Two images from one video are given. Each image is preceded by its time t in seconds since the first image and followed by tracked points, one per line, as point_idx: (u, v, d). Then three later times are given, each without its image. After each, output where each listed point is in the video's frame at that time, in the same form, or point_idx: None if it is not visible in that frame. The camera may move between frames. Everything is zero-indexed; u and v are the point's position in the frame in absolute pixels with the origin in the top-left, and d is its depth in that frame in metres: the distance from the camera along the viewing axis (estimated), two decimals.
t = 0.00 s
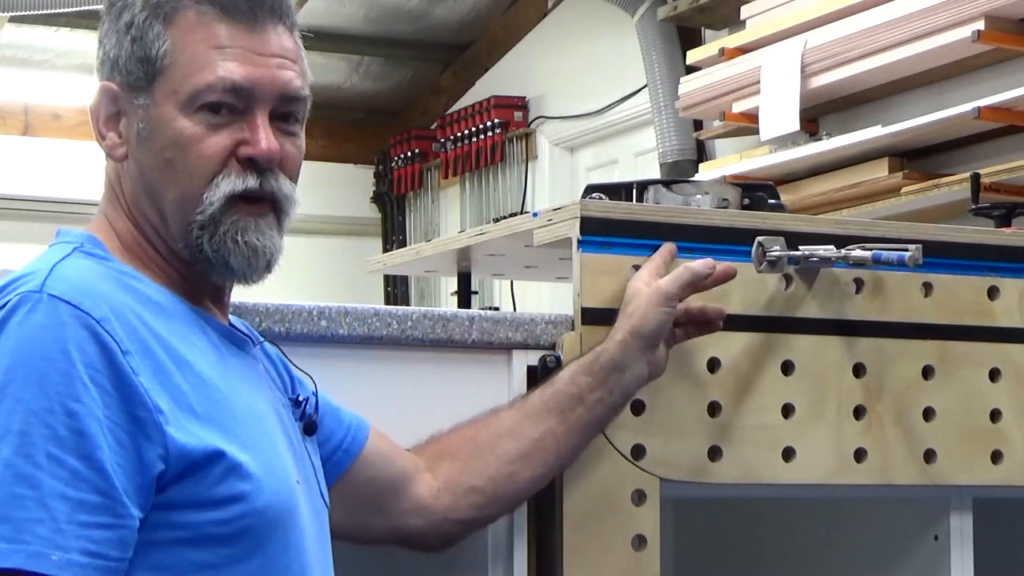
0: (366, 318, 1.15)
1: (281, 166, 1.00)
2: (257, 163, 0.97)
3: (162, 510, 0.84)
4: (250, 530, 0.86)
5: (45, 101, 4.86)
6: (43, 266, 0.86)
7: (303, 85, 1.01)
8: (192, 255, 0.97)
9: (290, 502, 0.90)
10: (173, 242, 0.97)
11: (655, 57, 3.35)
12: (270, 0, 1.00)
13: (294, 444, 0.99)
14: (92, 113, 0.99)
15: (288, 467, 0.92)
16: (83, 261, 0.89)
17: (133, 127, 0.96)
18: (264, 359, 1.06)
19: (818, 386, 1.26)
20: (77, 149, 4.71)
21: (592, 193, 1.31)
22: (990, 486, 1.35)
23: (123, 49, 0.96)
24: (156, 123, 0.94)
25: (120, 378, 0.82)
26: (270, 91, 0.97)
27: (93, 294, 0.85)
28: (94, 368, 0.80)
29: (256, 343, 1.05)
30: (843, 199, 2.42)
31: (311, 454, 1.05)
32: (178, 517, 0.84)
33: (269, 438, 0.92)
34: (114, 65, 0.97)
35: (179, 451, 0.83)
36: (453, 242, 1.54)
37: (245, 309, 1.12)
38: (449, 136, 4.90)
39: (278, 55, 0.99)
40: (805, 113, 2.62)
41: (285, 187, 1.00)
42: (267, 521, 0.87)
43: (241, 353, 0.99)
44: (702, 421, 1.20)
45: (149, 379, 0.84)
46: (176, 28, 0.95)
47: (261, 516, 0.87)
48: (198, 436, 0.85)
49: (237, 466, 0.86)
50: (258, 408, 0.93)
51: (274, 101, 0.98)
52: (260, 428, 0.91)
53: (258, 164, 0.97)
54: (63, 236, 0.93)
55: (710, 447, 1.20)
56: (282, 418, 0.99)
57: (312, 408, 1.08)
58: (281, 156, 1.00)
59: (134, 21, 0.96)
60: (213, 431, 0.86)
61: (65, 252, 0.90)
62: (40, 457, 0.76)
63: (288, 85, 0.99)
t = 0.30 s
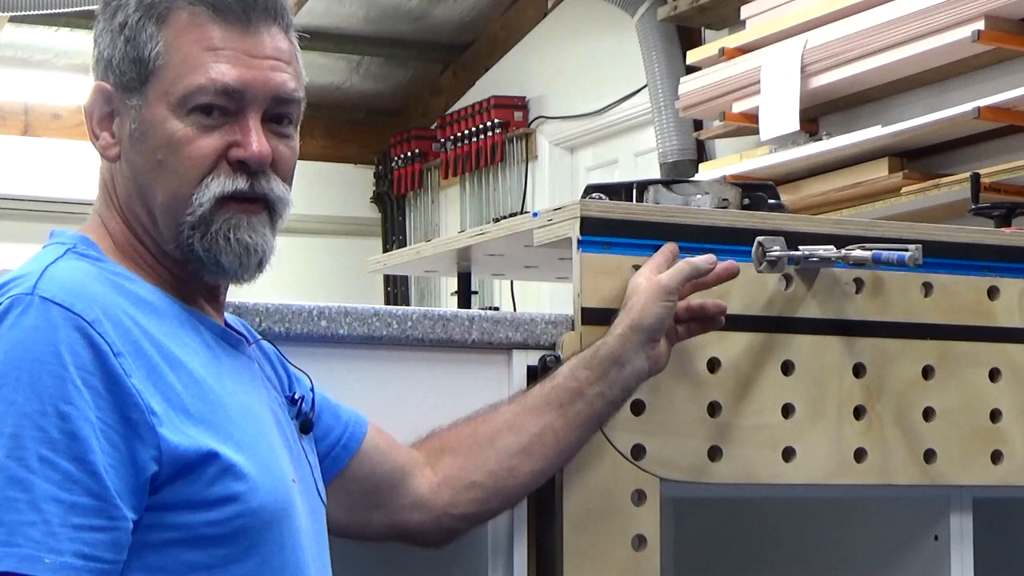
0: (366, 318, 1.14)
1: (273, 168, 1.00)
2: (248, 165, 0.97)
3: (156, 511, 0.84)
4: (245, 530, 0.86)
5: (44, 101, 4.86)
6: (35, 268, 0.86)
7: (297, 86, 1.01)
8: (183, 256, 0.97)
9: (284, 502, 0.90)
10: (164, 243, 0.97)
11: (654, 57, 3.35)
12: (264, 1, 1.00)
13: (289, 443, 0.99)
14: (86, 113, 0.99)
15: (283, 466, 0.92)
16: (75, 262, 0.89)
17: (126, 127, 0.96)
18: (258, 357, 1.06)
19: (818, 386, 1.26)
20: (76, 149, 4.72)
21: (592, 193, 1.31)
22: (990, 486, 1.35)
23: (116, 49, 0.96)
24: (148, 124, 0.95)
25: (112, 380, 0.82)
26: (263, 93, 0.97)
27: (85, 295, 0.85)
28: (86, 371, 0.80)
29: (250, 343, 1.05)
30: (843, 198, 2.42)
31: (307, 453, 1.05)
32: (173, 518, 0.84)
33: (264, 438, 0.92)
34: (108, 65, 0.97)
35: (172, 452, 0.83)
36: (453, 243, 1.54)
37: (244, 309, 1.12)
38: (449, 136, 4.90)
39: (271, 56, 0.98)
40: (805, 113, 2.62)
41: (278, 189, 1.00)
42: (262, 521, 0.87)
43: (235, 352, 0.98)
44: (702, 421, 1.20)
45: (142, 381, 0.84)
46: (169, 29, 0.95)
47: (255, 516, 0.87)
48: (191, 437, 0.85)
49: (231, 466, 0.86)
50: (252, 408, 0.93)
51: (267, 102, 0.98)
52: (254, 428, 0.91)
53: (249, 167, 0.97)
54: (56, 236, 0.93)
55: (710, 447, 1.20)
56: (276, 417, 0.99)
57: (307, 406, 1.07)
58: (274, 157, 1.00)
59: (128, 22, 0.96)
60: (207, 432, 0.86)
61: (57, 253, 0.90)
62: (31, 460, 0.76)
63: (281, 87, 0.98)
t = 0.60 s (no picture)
0: (366, 318, 1.15)
1: (272, 169, 1.00)
2: (247, 166, 0.97)
3: (156, 512, 0.84)
4: (245, 531, 0.86)
5: (44, 101, 4.86)
6: (35, 268, 0.86)
7: (297, 88, 1.01)
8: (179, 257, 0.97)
9: (283, 503, 0.89)
10: (162, 243, 0.97)
11: (654, 57, 3.35)
12: (265, 2, 1.00)
13: (289, 444, 0.99)
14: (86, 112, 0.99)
15: (282, 467, 0.92)
16: (74, 262, 0.89)
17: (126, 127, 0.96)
18: (259, 358, 1.06)
19: (818, 386, 1.26)
20: (76, 149, 4.72)
21: (593, 193, 1.31)
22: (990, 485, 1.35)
23: (117, 49, 0.96)
24: (147, 124, 0.95)
25: (112, 381, 0.82)
26: (263, 93, 0.97)
27: (85, 296, 0.85)
28: (86, 372, 0.80)
29: (249, 344, 1.04)
30: (843, 198, 2.42)
31: (306, 453, 1.05)
32: (172, 519, 0.84)
33: (263, 439, 0.92)
34: (108, 64, 0.97)
35: (172, 454, 0.83)
36: (453, 243, 1.54)
37: (244, 309, 1.12)
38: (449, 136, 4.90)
39: (271, 58, 0.98)
40: (805, 113, 2.62)
41: (276, 191, 1.00)
42: (261, 522, 0.87)
43: (234, 353, 0.98)
44: (702, 420, 1.20)
45: (142, 382, 0.84)
46: (168, 29, 0.95)
47: (254, 517, 0.86)
48: (191, 438, 0.85)
49: (230, 467, 0.86)
50: (251, 409, 0.93)
51: (267, 103, 0.98)
52: (253, 430, 0.91)
53: (247, 168, 0.97)
54: (55, 236, 0.93)
55: (710, 447, 1.20)
56: (276, 418, 0.99)
57: (306, 406, 1.07)
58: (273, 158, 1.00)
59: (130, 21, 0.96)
60: (207, 433, 0.86)
61: (56, 253, 0.90)
62: (31, 461, 0.76)
63: (281, 88, 0.98)
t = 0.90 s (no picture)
0: (366, 318, 1.15)
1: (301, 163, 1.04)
2: (288, 155, 1.00)
3: (158, 514, 0.84)
4: (246, 532, 0.86)
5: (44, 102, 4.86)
6: (33, 271, 0.86)
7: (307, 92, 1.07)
8: (219, 241, 0.98)
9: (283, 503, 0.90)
10: (195, 229, 0.97)
11: (654, 57, 3.36)
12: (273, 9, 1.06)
13: (283, 443, 0.99)
14: (97, 100, 0.96)
15: (278, 468, 0.92)
16: (72, 264, 0.89)
17: (159, 112, 0.95)
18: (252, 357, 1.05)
19: (818, 386, 1.26)
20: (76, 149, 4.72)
21: (593, 193, 1.32)
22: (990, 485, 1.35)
23: (144, 35, 0.96)
24: (192, 108, 0.95)
25: (114, 383, 0.82)
26: (295, 89, 1.02)
27: (84, 298, 0.85)
28: (88, 375, 0.80)
29: (240, 343, 1.03)
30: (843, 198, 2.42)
31: (299, 452, 1.05)
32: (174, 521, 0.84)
33: (261, 438, 0.92)
34: (131, 50, 0.96)
35: (174, 456, 0.83)
36: (453, 243, 1.54)
37: (243, 309, 1.12)
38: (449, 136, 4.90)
39: (293, 58, 1.04)
40: (805, 113, 2.62)
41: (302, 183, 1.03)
42: (261, 522, 0.87)
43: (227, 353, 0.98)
44: (703, 421, 1.20)
45: (143, 384, 0.84)
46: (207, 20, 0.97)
47: (255, 518, 0.87)
48: (192, 440, 0.85)
49: (231, 468, 0.86)
50: (249, 408, 0.93)
51: (296, 100, 1.03)
52: (252, 429, 0.91)
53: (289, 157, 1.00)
54: (48, 237, 0.93)
55: (710, 446, 1.20)
56: (270, 417, 0.98)
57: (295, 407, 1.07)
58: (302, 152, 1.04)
59: (157, 9, 0.96)
60: (207, 434, 0.86)
61: (51, 253, 0.90)
62: (35, 466, 0.76)
63: (304, 87, 1.04)
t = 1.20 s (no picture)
0: (366, 318, 1.15)
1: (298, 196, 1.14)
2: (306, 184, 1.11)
3: (147, 513, 0.84)
4: (236, 529, 0.86)
5: (44, 101, 4.86)
6: (21, 271, 0.86)
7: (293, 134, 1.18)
8: (254, 247, 1.06)
9: (275, 499, 0.89)
10: (240, 231, 1.04)
11: (655, 57, 3.36)
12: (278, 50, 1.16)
13: (280, 439, 0.99)
14: (159, 90, 0.99)
15: (273, 464, 0.92)
16: (62, 264, 0.89)
17: (223, 112, 1.02)
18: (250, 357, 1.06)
19: (818, 386, 1.26)
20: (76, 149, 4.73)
21: (593, 193, 1.32)
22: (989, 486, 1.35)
23: (214, 38, 1.02)
24: (255, 115, 1.03)
25: (101, 382, 0.82)
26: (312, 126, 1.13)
27: (71, 297, 0.85)
28: (74, 374, 0.81)
29: (239, 341, 1.03)
30: (843, 198, 2.42)
31: (300, 450, 1.05)
32: (162, 520, 0.84)
33: (255, 435, 0.92)
34: (196, 48, 1.01)
35: (161, 455, 0.83)
36: (453, 243, 1.54)
37: (245, 309, 1.12)
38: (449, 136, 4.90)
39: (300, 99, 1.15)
40: (805, 113, 2.62)
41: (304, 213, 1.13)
42: (252, 519, 0.87)
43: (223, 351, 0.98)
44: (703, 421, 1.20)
45: (130, 383, 0.84)
46: (265, 41, 1.07)
47: (244, 515, 0.86)
48: (180, 439, 0.85)
49: (220, 466, 0.86)
50: (244, 404, 0.93)
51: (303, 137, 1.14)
52: (246, 426, 0.91)
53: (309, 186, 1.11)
54: (43, 239, 0.93)
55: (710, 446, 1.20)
56: (269, 413, 0.98)
57: (298, 404, 1.09)
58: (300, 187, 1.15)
59: (224, 18, 1.04)
60: (197, 432, 0.86)
61: (44, 254, 0.90)
62: (20, 465, 0.76)
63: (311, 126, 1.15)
